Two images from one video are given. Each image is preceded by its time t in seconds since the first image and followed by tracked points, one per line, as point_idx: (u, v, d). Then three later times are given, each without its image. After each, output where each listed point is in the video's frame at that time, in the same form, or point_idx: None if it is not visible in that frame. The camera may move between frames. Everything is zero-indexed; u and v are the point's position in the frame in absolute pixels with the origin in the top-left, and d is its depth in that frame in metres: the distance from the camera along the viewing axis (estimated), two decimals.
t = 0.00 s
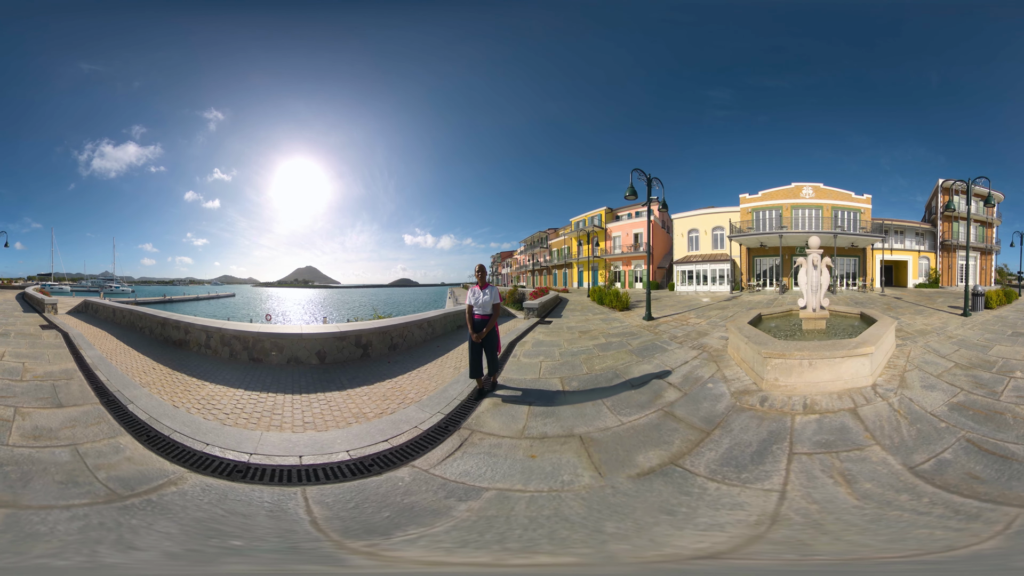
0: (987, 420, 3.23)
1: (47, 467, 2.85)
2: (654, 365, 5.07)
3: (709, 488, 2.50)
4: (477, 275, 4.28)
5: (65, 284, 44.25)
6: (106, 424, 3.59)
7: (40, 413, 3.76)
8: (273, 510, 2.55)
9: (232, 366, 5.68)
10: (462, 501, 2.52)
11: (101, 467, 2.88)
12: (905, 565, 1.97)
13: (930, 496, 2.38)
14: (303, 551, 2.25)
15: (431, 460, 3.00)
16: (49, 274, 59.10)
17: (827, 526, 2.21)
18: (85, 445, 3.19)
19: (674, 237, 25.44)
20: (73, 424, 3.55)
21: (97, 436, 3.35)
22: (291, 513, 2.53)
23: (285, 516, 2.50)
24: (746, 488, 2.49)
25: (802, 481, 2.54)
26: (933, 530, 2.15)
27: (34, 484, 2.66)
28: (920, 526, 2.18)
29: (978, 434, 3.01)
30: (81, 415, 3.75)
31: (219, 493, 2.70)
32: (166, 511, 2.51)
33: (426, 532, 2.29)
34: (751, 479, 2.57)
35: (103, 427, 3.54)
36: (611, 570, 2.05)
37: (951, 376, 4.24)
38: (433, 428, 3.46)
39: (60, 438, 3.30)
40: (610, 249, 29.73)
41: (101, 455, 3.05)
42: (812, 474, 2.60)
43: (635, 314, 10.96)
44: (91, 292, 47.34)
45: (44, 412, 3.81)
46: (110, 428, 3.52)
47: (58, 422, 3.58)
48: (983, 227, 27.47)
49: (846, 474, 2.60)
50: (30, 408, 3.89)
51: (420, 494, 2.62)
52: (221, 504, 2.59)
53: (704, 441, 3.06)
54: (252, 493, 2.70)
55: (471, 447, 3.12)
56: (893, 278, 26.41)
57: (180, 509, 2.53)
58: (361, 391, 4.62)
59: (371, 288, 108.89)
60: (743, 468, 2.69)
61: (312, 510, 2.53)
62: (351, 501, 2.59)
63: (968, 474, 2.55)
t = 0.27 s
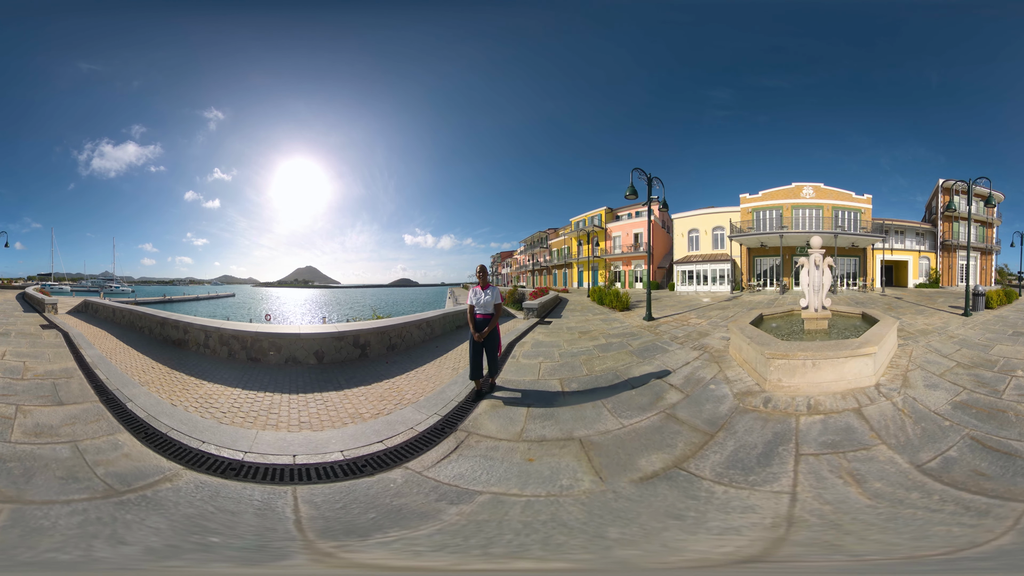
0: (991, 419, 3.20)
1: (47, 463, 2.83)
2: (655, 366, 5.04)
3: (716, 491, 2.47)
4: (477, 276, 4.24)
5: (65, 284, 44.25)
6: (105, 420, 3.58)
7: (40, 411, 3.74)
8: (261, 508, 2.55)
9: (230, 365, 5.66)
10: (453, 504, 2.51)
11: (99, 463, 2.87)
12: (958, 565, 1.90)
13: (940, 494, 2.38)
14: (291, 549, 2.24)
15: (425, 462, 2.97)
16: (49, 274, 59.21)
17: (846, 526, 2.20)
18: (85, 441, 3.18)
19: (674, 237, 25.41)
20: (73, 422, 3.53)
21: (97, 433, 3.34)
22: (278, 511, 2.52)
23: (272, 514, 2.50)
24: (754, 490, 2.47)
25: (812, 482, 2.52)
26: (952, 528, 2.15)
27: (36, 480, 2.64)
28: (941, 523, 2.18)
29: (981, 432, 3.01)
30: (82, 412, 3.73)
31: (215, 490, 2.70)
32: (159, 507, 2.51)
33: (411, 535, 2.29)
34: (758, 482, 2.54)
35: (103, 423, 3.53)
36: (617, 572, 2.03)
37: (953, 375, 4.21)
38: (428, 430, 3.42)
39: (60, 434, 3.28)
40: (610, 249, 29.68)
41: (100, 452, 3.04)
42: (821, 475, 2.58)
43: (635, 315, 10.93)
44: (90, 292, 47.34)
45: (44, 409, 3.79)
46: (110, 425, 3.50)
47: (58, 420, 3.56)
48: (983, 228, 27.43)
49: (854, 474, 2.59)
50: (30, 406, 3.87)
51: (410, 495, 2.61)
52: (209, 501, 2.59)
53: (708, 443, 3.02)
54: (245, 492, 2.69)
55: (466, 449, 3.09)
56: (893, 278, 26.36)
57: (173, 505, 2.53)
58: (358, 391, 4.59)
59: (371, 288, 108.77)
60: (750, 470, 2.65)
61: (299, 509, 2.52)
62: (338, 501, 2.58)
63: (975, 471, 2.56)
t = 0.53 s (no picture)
0: (995, 418, 3.18)
1: (49, 460, 2.86)
2: (655, 367, 5.00)
3: (725, 496, 2.43)
4: (478, 276, 4.20)
5: (65, 284, 44.23)
6: (105, 419, 3.60)
7: (42, 409, 3.76)
8: (249, 506, 2.56)
9: (228, 365, 5.63)
10: (442, 506, 2.49)
11: (99, 459, 2.90)
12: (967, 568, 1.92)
13: (949, 491, 2.39)
14: (271, 553, 2.26)
15: (418, 463, 2.94)
16: (49, 274, 59.22)
17: (864, 526, 2.21)
18: (84, 439, 3.21)
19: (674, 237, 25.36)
20: (75, 420, 3.54)
21: (97, 430, 3.37)
22: (265, 508, 2.53)
23: (259, 512, 2.51)
24: (764, 493, 2.44)
25: (822, 484, 2.50)
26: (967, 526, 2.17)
27: (40, 476, 2.68)
28: (955, 521, 2.20)
29: (985, 430, 3.01)
30: (82, 410, 3.74)
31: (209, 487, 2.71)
32: (154, 502, 2.53)
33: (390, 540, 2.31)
34: (766, 485, 2.51)
35: (103, 421, 3.55)
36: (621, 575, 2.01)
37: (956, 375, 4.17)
38: (424, 432, 3.39)
39: (61, 432, 3.31)
40: (610, 249, 29.64)
41: (100, 449, 3.06)
42: (830, 476, 2.56)
43: (635, 315, 10.88)
44: (90, 292, 47.30)
45: (46, 407, 3.80)
46: (109, 422, 3.51)
47: (60, 418, 3.58)
48: (983, 228, 27.38)
49: (863, 474, 2.57)
50: (32, 404, 3.89)
51: (399, 497, 2.59)
52: (200, 497, 2.61)
53: (712, 445, 2.98)
54: (236, 489, 2.70)
55: (461, 452, 3.05)
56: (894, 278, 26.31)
57: (167, 501, 2.56)
58: (355, 391, 4.56)
59: (371, 288, 108.72)
60: (757, 473, 2.62)
61: (287, 507, 2.52)
62: (325, 501, 2.58)
63: (979, 467, 2.58)
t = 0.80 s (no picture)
0: (999, 416, 3.15)
1: (50, 457, 2.86)
2: (656, 368, 4.96)
3: (733, 499, 2.40)
4: (477, 276, 4.18)
5: (65, 284, 44.24)
6: (105, 416, 3.59)
7: (43, 407, 3.75)
8: (239, 504, 2.54)
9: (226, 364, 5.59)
10: (430, 510, 2.47)
11: (98, 456, 2.90)
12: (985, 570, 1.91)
13: (958, 489, 2.39)
14: (269, 553, 2.24)
15: (411, 465, 2.90)
16: (49, 274, 59.25)
17: (885, 524, 2.17)
18: (84, 435, 3.21)
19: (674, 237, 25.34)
20: (75, 417, 3.53)
21: (97, 427, 3.36)
22: (252, 506, 2.51)
23: (246, 509, 2.49)
24: (774, 495, 2.41)
25: (832, 484, 2.48)
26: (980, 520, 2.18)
27: (42, 472, 2.68)
28: (969, 517, 2.19)
29: (989, 428, 2.99)
30: (82, 407, 3.73)
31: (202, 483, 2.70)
32: (148, 498, 2.52)
33: (371, 541, 2.29)
34: (775, 488, 2.48)
35: (102, 419, 3.54)
36: None
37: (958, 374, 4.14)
38: (419, 433, 3.35)
39: (62, 429, 3.31)
40: (610, 249, 29.61)
41: (99, 446, 3.06)
42: (839, 477, 2.54)
43: (636, 315, 10.85)
44: (90, 292, 47.29)
45: (46, 405, 3.79)
46: (107, 420, 3.51)
47: (61, 415, 3.57)
48: (983, 228, 27.34)
49: (871, 473, 2.55)
50: (33, 402, 3.87)
51: (389, 498, 2.57)
52: (192, 493, 2.59)
53: (717, 448, 2.94)
54: (227, 486, 2.68)
55: (456, 455, 3.01)
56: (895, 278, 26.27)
57: (161, 497, 2.55)
58: (352, 391, 4.53)
59: (371, 288, 108.68)
60: (764, 475, 2.59)
61: (275, 505, 2.50)
62: (312, 501, 2.55)
63: (985, 464, 2.58)
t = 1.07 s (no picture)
0: (1002, 414, 3.13)
1: (51, 453, 2.85)
2: (657, 369, 4.93)
3: (742, 503, 2.37)
4: (475, 275, 4.15)
5: (66, 284, 44.22)
6: (105, 413, 3.57)
7: (44, 404, 3.73)
8: (229, 501, 2.51)
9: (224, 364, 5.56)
10: (417, 512, 2.45)
11: (97, 452, 2.88)
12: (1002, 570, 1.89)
13: (967, 486, 2.38)
14: (269, 551, 2.22)
15: (404, 467, 2.87)
16: (49, 274, 59.21)
17: (903, 523, 2.15)
18: (84, 432, 3.19)
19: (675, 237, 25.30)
20: (76, 415, 3.51)
21: (97, 424, 3.35)
22: (242, 504, 2.49)
23: (235, 506, 2.47)
24: (784, 497, 2.38)
25: (842, 485, 2.46)
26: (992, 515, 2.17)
27: (44, 468, 2.67)
28: (980, 514, 2.19)
29: (993, 426, 2.96)
30: (82, 405, 3.71)
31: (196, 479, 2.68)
32: (144, 493, 2.51)
33: (347, 542, 2.28)
34: (784, 490, 2.45)
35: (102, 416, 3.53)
36: None
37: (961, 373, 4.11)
38: (414, 435, 3.32)
39: (64, 426, 3.30)
40: (610, 249, 29.57)
41: (100, 442, 3.05)
42: (848, 477, 2.52)
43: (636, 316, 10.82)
44: (90, 292, 47.26)
45: (47, 402, 3.76)
46: (106, 417, 3.49)
47: (62, 412, 3.55)
48: (983, 228, 27.29)
49: (879, 472, 2.53)
50: (34, 399, 3.85)
51: (378, 500, 2.53)
52: (186, 489, 2.57)
53: (721, 451, 2.90)
54: (219, 482, 2.66)
55: (450, 458, 2.96)
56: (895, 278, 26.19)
57: (157, 492, 2.53)
58: (349, 392, 4.50)
59: (371, 288, 108.62)
60: (772, 478, 2.55)
61: (264, 503, 2.49)
62: (299, 500, 2.53)
63: (990, 461, 2.57)
